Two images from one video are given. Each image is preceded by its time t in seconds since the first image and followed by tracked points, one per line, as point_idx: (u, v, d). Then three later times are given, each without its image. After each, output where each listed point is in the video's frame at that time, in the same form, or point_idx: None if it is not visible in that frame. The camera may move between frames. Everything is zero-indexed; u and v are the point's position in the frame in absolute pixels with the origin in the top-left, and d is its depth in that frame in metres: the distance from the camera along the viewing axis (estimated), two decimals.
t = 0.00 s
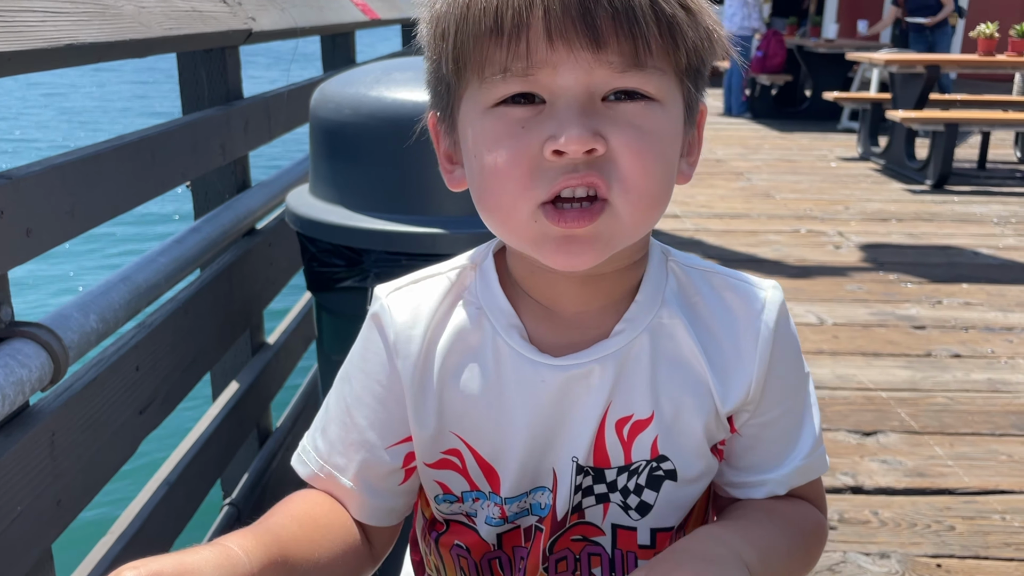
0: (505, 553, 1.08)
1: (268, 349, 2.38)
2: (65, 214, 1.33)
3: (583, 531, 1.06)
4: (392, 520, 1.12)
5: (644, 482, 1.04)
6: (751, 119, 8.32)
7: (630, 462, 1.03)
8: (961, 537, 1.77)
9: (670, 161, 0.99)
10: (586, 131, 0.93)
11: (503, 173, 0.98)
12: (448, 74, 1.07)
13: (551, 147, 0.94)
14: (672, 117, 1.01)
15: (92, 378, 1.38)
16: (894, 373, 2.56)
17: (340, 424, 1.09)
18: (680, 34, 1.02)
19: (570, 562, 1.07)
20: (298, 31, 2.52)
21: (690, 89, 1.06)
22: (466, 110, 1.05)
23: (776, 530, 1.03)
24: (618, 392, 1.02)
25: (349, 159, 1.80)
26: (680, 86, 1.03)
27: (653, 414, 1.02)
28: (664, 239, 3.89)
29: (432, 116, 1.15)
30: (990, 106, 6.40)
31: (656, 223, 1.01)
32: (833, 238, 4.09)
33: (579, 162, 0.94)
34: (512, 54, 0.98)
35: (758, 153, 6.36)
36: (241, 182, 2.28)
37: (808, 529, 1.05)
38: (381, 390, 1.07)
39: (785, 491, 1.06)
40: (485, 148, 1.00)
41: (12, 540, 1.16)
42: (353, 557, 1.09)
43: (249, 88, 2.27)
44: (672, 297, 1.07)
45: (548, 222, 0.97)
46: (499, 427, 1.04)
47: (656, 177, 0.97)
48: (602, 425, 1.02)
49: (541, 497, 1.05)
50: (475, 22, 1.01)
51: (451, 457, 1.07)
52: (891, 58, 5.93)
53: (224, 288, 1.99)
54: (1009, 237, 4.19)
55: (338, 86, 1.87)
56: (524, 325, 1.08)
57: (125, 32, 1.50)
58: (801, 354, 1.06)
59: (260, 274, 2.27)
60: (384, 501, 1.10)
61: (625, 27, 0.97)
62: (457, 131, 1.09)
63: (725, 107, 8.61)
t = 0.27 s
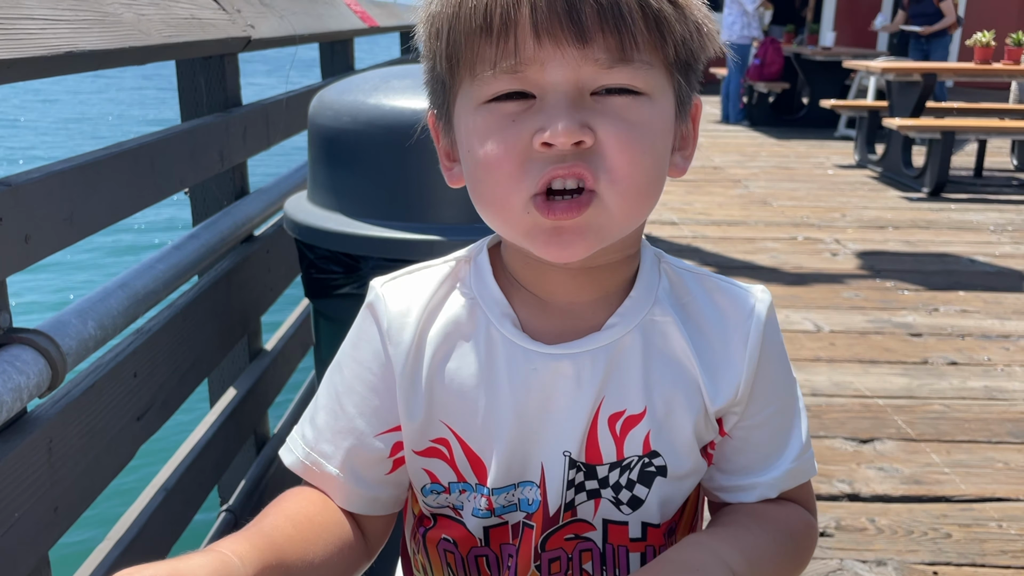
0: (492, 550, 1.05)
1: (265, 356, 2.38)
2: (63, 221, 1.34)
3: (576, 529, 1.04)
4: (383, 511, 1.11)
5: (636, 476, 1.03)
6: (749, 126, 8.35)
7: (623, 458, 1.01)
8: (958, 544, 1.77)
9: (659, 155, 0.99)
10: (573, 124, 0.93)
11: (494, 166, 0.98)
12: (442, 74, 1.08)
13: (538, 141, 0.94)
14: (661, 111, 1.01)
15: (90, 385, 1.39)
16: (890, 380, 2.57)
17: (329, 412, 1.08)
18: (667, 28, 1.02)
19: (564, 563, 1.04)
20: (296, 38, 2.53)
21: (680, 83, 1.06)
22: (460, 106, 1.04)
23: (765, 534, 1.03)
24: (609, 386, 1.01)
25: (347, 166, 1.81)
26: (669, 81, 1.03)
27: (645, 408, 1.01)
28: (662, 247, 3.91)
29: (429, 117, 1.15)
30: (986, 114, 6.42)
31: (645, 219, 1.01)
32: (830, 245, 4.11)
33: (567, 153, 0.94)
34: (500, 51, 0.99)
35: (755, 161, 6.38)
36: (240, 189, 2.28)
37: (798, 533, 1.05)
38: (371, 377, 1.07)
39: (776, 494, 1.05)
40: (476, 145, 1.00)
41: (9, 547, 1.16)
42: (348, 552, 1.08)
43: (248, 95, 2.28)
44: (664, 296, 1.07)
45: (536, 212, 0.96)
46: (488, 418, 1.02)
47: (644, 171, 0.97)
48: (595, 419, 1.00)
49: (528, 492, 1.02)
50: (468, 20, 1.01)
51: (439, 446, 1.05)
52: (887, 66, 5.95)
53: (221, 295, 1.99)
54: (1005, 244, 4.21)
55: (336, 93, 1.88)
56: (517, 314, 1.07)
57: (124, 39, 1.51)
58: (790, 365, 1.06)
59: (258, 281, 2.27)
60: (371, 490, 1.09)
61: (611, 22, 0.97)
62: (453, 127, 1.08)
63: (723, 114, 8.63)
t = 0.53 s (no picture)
0: (480, 558, 1.04)
1: (264, 365, 2.38)
2: (63, 232, 1.34)
3: (571, 535, 1.04)
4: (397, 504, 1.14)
5: (632, 481, 1.03)
6: (746, 137, 8.37)
7: (621, 462, 1.02)
8: (956, 555, 1.77)
9: (676, 163, 1.01)
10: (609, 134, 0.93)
11: (520, 174, 0.97)
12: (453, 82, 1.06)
13: (573, 151, 0.93)
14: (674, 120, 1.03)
15: (89, 396, 1.39)
16: (889, 391, 2.57)
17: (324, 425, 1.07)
18: (681, 39, 1.04)
19: (559, 568, 1.04)
20: (296, 49, 2.54)
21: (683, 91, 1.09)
22: (476, 114, 1.03)
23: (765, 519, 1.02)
24: (603, 390, 1.01)
25: (347, 177, 1.81)
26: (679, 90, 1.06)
27: (640, 412, 1.01)
28: (660, 257, 3.91)
29: (424, 126, 1.14)
30: (983, 125, 6.44)
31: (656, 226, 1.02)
32: (828, 255, 4.11)
33: (600, 165, 0.94)
34: (529, 60, 0.97)
35: (753, 172, 6.39)
36: (239, 200, 2.29)
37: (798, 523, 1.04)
38: (365, 382, 1.06)
39: (770, 490, 1.03)
40: (501, 155, 0.99)
41: (8, 558, 1.16)
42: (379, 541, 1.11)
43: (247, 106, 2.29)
44: (654, 301, 1.07)
45: (569, 215, 0.96)
46: (484, 422, 1.01)
47: (664, 179, 0.98)
48: (591, 424, 1.00)
49: (520, 500, 1.02)
50: (490, 28, 0.99)
51: (433, 455, 1.04)
52: (885, 78, 5.97)
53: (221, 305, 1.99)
54: (1003, 255, 4.22)
55: (335, 105, 1.89)
56: (511, 321, 1.07)
57: (125, 51, 1.51)
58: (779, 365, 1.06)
59: (257, 291, 2.27)
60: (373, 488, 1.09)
61: (637, 34, 0.98)
62: (463, 135, 1.06)
63: (721, 125, 8.65)
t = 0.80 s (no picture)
0: (496, 567, 1.04)
1: (264, 379, 2.38)
2: (67, 245, 1.34)
3: (584, 539, 1.05)
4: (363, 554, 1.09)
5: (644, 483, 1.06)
6: (744, 151, 8.40)
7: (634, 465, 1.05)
8: (957, 569, 1.77)
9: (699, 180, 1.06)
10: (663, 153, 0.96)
11: (574, 192, 0.98)
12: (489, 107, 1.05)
13: (631, 170, 0.96)
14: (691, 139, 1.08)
15: (91, 409, 1.39)
16: (888, 405, 2.57)
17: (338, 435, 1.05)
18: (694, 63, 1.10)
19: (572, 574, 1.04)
20: (297, 64, 2.55)
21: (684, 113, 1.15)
22: (520, 137, 1.02)
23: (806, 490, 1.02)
24: (618, 394, 1.05)
25: (349, 191, 1.82)
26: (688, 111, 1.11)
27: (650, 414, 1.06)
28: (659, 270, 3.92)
29: (436, 154, 1.13)
30: (980, 139, 6.47)
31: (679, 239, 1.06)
32: (826, 269, 4.12)
33: (653, 181, 0.97)
34: (582, 83, 0.98)
35: (751, 185, 6.41)
36: (240, 214, 2.30)
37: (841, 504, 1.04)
38: (396, 396, 1.03)
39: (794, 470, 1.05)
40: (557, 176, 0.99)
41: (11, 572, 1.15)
42: None
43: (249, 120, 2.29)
44: (658, 308, 1.13)
45: (626, 230, 0.98)
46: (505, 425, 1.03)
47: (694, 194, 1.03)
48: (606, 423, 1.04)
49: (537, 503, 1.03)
50: (539, 53, 1.00)
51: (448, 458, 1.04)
52: (882, 92, 6.00)
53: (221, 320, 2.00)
54: (1000, 268, 4.23)
55: (338, 119, 1.89)
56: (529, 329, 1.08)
57: (130, 66, 1.52)
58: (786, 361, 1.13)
59: (258, 305, 2.28)
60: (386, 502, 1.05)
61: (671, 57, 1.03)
62: (501, 159, 1.05)
63: (719, 138, 8.68)
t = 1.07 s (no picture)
0: (506, 556, 1.10)
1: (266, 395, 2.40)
2: (73, 265, 1.36)
3: (606, 535, 1.08)
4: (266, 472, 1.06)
5: (663, 477, 1.09)
6: (742, 167, 8.43)
7: (653, 461, 1.08)
8: None
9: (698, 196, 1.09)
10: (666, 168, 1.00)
11: (582, 209, 1.00)
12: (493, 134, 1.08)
13: (635, 186, 0.98)
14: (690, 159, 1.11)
15: (95, 426, 1.40)
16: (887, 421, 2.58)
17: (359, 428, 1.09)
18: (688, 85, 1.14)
19: (592, 566, 1.09)
20: (300, 83, 2.57)
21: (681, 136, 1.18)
22: (527, 160, 1.05)
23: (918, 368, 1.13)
24: (636, 395, 1.08)
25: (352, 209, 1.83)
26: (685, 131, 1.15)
27: (669, 412, 1.08)
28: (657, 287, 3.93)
29: (446, 181, 1.13)
30: (976, 155, 6.50)
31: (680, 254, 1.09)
32: (824, 285, 4.14)
33: (659, 194, 1.00)
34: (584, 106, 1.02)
35: (749, 201, 6.44)
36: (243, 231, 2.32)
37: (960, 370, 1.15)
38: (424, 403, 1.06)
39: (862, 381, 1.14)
40: (563, 194, 1.02)
41: None
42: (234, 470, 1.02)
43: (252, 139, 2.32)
44: (666, 311, 1.16)
45: (636, 248, 1.01)
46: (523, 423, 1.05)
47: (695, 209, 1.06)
48: (624, 424, 1.06)
49: (551, 499, 1.07)
50: (540, 78, 1.04)
51: (456, 441, 1.07)
52: (878, 109, 6.03)
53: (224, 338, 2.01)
54: (998, 285, 4.24)
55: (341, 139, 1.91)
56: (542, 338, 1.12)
57: (135, 87, 1.54)
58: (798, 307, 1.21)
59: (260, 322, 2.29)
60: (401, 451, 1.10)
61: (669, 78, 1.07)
62: (506, 184, 1.08)
63: (717, 154, 8.72)
